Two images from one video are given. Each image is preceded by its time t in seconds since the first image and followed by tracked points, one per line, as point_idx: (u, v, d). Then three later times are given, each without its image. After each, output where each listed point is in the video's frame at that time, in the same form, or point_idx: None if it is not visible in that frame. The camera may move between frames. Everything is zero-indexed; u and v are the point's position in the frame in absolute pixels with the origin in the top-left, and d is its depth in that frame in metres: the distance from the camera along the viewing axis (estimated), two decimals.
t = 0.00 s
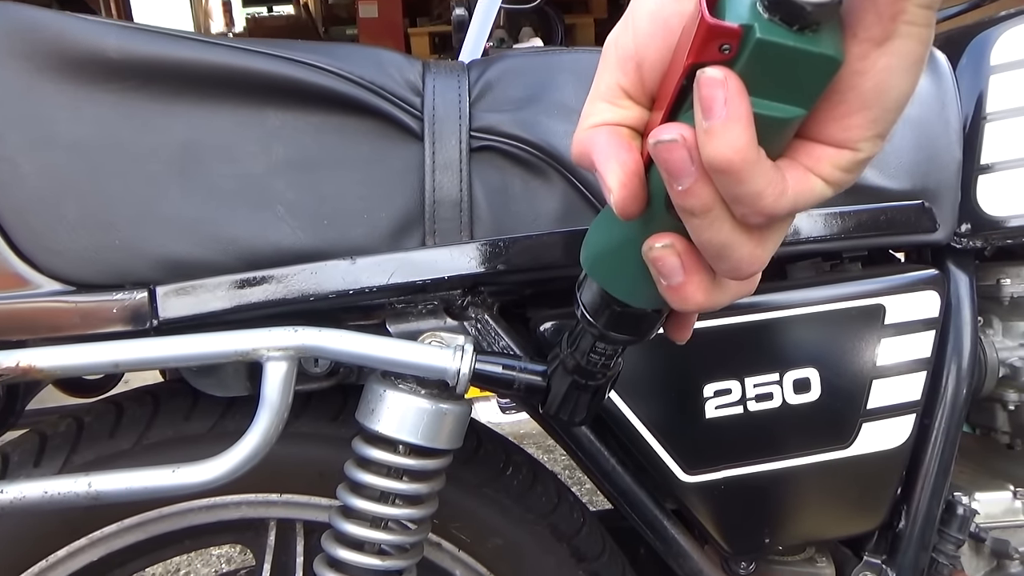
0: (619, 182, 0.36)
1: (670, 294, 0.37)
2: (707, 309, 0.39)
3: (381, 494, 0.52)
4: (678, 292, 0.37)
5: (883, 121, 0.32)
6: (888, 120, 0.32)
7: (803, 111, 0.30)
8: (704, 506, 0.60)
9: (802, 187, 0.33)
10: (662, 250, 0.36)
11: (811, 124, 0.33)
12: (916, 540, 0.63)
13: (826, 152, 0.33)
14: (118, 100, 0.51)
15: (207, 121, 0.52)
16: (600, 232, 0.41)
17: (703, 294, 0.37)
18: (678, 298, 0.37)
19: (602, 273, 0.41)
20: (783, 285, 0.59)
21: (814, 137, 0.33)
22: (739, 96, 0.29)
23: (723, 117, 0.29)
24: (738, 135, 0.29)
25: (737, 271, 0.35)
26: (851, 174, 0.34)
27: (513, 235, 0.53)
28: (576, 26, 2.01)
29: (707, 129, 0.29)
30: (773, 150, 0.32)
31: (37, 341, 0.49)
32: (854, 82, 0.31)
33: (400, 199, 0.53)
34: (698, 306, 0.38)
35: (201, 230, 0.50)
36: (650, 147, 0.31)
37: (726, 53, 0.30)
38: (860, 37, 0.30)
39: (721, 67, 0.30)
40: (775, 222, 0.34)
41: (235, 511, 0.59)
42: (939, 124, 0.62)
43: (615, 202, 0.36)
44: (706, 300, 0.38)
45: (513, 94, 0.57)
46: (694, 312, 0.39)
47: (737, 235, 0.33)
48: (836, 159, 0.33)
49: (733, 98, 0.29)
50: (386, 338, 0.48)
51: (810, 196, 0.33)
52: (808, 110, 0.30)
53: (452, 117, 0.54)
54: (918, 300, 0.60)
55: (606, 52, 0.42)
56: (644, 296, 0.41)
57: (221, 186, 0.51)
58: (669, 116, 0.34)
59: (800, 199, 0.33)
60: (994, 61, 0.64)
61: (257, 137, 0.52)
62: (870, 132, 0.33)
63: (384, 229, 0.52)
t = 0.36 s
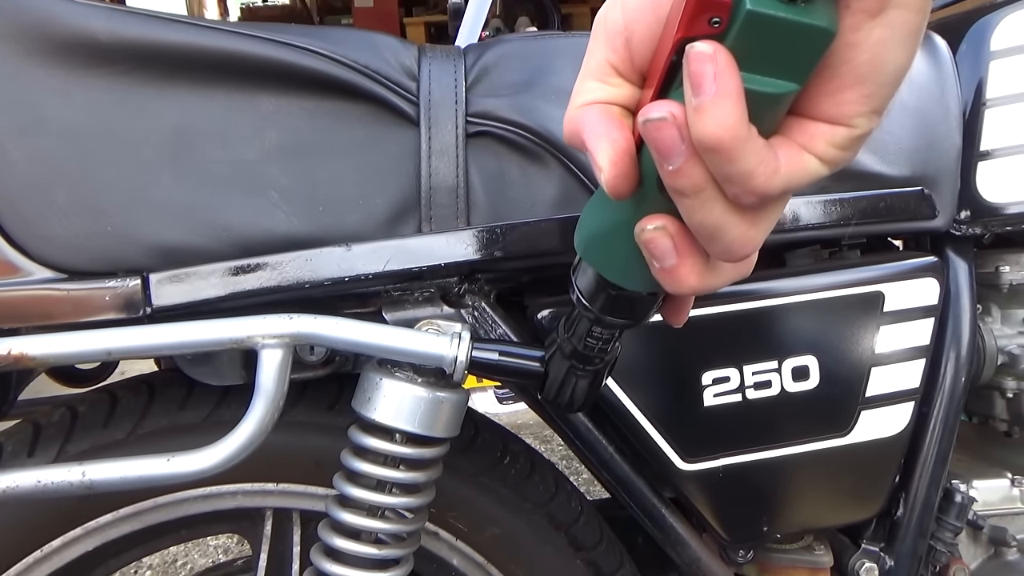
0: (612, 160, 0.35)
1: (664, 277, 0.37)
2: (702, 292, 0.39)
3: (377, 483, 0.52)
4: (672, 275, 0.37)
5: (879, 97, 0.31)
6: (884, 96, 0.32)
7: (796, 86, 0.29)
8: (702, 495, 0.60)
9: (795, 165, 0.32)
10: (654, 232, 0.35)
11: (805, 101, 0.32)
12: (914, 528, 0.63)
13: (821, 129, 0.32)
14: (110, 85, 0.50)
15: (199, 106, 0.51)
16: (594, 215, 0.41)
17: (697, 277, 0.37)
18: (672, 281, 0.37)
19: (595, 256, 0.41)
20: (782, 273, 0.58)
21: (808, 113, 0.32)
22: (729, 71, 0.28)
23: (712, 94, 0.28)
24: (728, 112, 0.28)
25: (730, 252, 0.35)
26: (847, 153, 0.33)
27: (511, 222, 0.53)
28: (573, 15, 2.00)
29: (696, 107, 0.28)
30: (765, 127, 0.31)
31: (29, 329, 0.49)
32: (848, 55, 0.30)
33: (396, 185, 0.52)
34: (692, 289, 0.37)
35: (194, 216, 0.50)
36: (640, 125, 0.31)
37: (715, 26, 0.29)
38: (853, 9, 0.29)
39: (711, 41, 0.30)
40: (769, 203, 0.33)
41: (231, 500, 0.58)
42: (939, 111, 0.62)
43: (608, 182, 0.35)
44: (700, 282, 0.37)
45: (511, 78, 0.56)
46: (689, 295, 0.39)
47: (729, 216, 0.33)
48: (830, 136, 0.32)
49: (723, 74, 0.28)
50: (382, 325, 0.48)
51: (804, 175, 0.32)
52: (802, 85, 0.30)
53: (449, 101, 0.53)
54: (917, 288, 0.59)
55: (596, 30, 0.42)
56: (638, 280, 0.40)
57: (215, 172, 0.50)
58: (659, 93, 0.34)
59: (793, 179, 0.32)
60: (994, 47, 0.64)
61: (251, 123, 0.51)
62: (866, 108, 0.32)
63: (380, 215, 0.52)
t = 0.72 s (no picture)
0: (611, 156, 0.35)
1: (662, 272, 0.37)
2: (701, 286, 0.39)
3: (375, 473, 0.52)
4: (671, 270, 0.37)
5: (880, 95, 0.31)
6: (886, 93, 0.31)
7: (797, 84, 0.29)
8: (699, 484, 0.60)
9: (795, 163, 0.32)
10: (653, 226, 0.35)
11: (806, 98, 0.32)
12: (910, 517, 0.63)
13: (821, 126, 0.32)
14: (104, 75, 0.50)
15: (195, 96, 0.51)
16: (593, 208, 0.41)
17: (696, 272, 0.37)
18: (670, 276, 0.37)
19: (593, 250, 0.41)
20: (779, 263, 0.58)
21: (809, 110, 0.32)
22: (730, 68, 0.28)
23: (712, 91, 0.28)
24: (727, 109, 0.28)
25: (729, 248, 0.35)
26: (847, 149, 0.33)
27: (507, 212, 0.53)
28: (570, 5, 1.99)
29: (696, 104, 0.28)
30: (766, 125, 0.31)
31: (25, 320, 0.48)
32: (850, 53, 0.30)
33: (393, 175, 0.52)
34: (691, 284, 0.37)
35: (191, 206, 0.50)
36: (639, 120, 0.30)
37: (716, 23, 0.29)
38: (856, 6, 0.29)
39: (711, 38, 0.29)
40: (768, 199, 0.33)
41: (228, 491, 0.58)
42: (937, 101, 0.62)
43: (607, 178, 0.35)
44: (698, 277, 0.37)
45: (507, 68, 0.56)
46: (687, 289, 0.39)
47: (729, 212, 0.33)
48: (830, 134, 0.32)
49: (724, 71, 0.27)
50: (378, 316, 0.48)
51: (803, 172, 0.32)
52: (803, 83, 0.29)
53: (445, 91, 0.53)
54: (913, 278, 0.59)
55: (595, 24, 0.41)
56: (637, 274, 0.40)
57: (211, 162, 0.50)
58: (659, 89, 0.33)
59: (792, 176, 0.32)
60: (992, 37, 0.64)
61: (246, 113, 0.51)
62: (866, 106, 0.32)
63: (376, 205, 0.52)
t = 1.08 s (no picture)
0: (611, 141, 0.34)
1: (662, 257, 0.36)
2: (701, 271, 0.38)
3: (373, 458, 0.52)
4: (670, 255, 0.36)
5: (883, 75, 0.31)
6: (888, 73, 0.31)
7: (800, 66, 0.28)
8: (698, 468, 0.60)
9: (798, 147, 0.31)
10: (652, 212, 0.34)
11: (808, 79, 0.31)
12: (909, 500, 0.63)
13: (824, 108, 0.31)
14: (97, 58, 0.49)
15: (189, 79, 0.50)
16: (591, 192, 0.40)
17: (695, 256, 0.36)
18: (670, 261, 0.36)
19: (591, 235, 0.40)
20: (778, 247, 0.58)
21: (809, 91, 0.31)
22: (731, 52, 0.27)
23: (713, 76, 0.27)
24: (729, 94, 0.27)
25: (729, 234, 0.34)
26: (850, 132, 0.32)
27: (505, 196, 0.52)
28: None
29: (697, 89, 0.27)
30: (768, 109, 0.30)
31: (19, 306, 0.48)
32: (854, 33, 0.30)
33: (389, 159, 0.52)
34: (690, 269, 0.37)
35: (186, 191, 0.49)
36: (638, 106, 0.29)
37: (719, 6, 0.28)
38: None
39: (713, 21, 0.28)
40: (769, 184, 0.32)
41: (227, 477, 0.58)
42: (938, 83, 0.61)
43: (607, 163, 0.34)
44: (697, 263, 0.37)
45: (505, 50, 0.56)
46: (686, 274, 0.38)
47: (729, 197, 0.32)
48: (833, 116, 0.31)
49: (726, 54, 0.26)
50: (376, 300, 0.47)
51: (806, 156, 0.31)
52: (806, 64, 0.28)
53: (442, 73, 0.52)
54: (914, 261, 0.59)
55: (594, 5, 0.41)
56: (635, 259, 0.40)
57: (205, 146, 0.50)
58: (659, 72, 0.33)
59: (796, 160, 0.31)
60: (994, 18, 0.63)
61: (241, 96, 0.51)
62: (870, 87, 0.31)
63: (373, 190, 0.51)
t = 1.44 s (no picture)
0: (594, 122, 0.34)
1: (647, 241, 0.36)
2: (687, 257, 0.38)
3: (362, 446, 0.51)
4: (654, 238, 0.36)
5: (870, 55, 0.30)
6: (875, 53, 0.30)
7: (784, 45, 0.28)
8: (688, 454, 0.60)
9: (784, 127, 0.30)
10: (636, 193, 0.34)
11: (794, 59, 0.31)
12: (899, 486, 0.63)
13: (810, 89, 0.31)
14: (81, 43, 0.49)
15: (174, 63, 0.50)
16: (577, 175, 0.40)
17: (681, 240, 0.36)
18: (655, 244, 0.36)
19: (576, 219, 0.40)
20: (770, 233, 0.58)
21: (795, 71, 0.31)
22: (714, 28, 0.26)
23: (696, 53, 0.26)
24: (712, 72, 0.26)
25: (714, 217, 0.34)
26: (837, 114, 0.32)
27: (494, 181, 0.52)
28: None
29: (679, 66, 0.27)
30: (753, 89, 0.29)
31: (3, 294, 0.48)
32: (840, 12, 0.29)
33: (377, 143, 0.51)
34: (676, 253, 0.37)
35: (171, 176, 0.49)
36: (621, 84, 0.29)
37: None
38: None
39: None
40: (755, 166, 0.32)
41: (217, 465, 0.58)
42: (931, 68, 0.61)
43: (590, 145, 0.34)
44: (683, 246, 0.37)
45: (494, 34, 0.55)
46: (672, 258, 0.38)
47: (714, 179, 0.32)
48: (820, 97, 0.31)
49: (709, 30, 0.26)
50: (363, 287, 0.47)
51: (792, 137, 0.31)
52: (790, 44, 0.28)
53: (430, 57, 0.52)
54: (905, 247, 0.59)
55: None
56: (620, 243, 0.39)
57: (190, 131, 0.49)
58: (643, 51, 0.32)
59: (781, 141, 0.31)
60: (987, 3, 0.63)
61: (227, 80, 0.50)
62: (857, 67, 0.31)
63: (360, 175, 0.51)
